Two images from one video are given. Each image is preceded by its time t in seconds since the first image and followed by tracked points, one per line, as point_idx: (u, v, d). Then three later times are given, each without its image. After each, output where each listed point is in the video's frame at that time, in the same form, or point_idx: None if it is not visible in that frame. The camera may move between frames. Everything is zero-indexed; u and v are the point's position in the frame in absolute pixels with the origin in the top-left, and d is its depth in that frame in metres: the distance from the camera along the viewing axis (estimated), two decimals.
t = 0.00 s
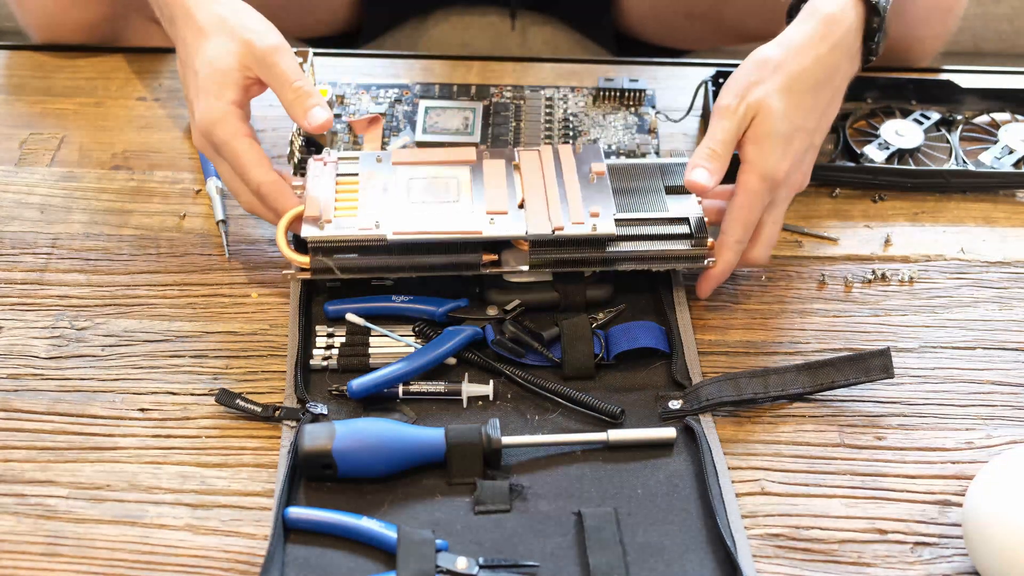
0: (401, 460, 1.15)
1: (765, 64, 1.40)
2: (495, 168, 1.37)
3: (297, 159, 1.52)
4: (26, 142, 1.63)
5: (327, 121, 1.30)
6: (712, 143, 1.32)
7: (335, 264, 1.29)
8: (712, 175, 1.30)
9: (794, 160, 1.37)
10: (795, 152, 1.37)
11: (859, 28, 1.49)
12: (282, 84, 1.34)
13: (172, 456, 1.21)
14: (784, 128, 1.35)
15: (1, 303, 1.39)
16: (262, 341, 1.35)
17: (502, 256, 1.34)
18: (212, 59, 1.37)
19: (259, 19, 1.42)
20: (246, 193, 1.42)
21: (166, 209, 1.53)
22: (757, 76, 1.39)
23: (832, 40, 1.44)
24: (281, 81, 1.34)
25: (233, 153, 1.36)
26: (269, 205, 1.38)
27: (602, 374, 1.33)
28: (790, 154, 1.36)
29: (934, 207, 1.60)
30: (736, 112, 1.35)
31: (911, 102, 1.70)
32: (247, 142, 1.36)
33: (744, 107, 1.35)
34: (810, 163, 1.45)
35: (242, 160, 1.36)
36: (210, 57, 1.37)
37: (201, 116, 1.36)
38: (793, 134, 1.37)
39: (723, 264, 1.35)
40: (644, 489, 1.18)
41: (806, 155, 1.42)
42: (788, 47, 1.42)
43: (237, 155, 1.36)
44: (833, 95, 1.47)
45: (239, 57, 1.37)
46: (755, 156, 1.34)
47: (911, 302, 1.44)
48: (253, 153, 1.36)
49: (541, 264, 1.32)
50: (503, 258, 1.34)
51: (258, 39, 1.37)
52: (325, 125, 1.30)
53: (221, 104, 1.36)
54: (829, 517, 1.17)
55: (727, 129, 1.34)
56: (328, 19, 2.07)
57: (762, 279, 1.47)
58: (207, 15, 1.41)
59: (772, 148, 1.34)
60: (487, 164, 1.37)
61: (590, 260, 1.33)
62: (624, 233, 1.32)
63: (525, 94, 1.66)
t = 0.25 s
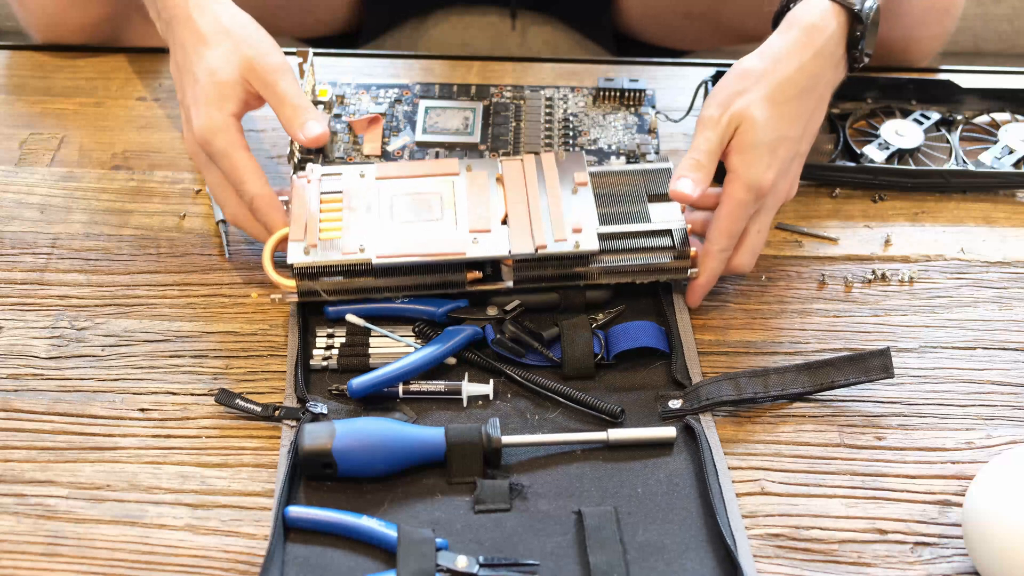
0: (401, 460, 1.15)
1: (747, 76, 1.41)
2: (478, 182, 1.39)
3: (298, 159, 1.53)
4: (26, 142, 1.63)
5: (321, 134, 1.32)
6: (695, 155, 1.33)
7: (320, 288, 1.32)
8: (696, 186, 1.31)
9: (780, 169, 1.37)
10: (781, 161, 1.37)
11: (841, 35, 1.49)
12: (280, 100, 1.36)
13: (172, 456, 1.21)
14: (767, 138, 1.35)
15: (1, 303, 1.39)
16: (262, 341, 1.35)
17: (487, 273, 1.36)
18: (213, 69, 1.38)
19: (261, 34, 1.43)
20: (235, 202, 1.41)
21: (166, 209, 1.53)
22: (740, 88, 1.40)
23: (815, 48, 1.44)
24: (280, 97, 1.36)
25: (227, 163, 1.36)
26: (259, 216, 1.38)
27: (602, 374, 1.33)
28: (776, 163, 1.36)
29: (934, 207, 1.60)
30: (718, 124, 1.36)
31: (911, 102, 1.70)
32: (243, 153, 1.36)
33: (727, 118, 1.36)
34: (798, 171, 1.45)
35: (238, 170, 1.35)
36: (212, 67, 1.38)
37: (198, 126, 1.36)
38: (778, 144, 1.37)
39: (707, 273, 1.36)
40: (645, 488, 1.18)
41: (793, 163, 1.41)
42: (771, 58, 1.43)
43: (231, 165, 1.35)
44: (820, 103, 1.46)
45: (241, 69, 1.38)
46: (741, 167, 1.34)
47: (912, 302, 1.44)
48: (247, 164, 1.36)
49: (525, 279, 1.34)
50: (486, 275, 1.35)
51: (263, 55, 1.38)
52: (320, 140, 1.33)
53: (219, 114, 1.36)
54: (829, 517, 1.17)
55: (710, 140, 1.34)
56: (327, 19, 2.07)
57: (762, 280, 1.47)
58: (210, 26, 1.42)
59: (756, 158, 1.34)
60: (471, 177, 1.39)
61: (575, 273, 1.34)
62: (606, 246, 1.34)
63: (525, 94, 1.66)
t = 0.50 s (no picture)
0: (401, 457, 1.15)
1: (751, 79, 1.43)
2: (477, 185, 1.38)
3: (298, 160, 1.55)
4: (26, 142, 1.63)
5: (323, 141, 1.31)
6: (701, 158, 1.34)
7: (319, 294, 1.31)
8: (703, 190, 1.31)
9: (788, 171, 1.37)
10: (789, 162, 1.37)
11: (846, 39, 1.51)
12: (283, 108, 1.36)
13: (172, 456, 1.21)
14: (774, 140, 1.36)
15: (1, 303, 1.39)
16: (263, 341, 1.35)
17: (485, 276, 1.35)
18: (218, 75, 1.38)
19: (268, 45, 1.44)
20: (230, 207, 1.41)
21: (166, 209, 1.53)
22: (745, 92, 1.42)
23: (819, 50, 1.46)
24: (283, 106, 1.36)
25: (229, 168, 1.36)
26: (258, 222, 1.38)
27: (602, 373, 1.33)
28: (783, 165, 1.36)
29: (934, 206, 1.60)
30: (724, 128, 1.37)
31: (911, 101, 1.70)
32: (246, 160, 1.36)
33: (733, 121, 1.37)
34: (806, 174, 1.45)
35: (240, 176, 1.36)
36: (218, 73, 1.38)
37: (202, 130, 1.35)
38: (785, 145, 1.37)
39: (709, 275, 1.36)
40: (645, 485, 1.18)
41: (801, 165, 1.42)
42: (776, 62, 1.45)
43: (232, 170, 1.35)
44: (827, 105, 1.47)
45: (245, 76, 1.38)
46: (748, 169, 1.34)
47: (912, 302, 1.45)
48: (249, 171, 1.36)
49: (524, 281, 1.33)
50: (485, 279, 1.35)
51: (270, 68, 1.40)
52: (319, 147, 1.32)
53: (225, 120, 1.36)
54: (829, 517, 1.17)
55: (717, 144, 1.36)
56: (326, 18, 2.09)
57: (762, 280, 1.47)
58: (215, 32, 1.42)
59: (764, 160, 1.35)
60: (470, 181, 1.39)
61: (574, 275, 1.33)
62: (606, 247, 1.33)
63: (525, 94, 1.66)
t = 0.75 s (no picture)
0: (401, 457, 1.15)
1: (759, 80, 1.43)
2: (475, 185, 1.38)
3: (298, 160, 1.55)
4: (26, 142, 1.63)
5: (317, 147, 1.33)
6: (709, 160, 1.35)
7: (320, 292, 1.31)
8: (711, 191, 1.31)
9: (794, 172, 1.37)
10: (795, 163, 1.37)
11: (855, 39, 1.50)
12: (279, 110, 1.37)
13: (172, 456, 1.21)
14: (780, 140, 1.36)
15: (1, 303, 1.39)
16: (263, 341, 1.35)
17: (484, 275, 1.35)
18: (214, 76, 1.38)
19: (262, 47, 1.45)
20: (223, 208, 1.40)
21: (166, 209, 1.53)
22: (753, 93, 1.42)
23: (827, 50, 1.45)
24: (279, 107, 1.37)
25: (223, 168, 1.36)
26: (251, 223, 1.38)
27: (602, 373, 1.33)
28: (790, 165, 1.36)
29: (934, 206, 1.60)
30: (732, 130, 1.38)
31: (911, 101, 1.70)
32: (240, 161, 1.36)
33: (740, 123, 1.38)
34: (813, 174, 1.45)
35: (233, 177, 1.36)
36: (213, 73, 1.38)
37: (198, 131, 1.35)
38: (792, 146, 1.37)
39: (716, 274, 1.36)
40: (645, 485, 1.18)
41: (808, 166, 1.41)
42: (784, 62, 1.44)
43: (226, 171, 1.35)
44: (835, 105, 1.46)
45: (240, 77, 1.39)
46: (754, 170, 1.34)
47: (912, 302, 1.45)
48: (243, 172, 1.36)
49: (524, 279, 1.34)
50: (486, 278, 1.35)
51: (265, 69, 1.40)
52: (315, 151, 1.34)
53: (220, 119, 1.35)
54: (829, 517, 1.17)
55: (723, 146, 1.36)
56: (326, 18, 2.10)
57: (762, 280, 1.47)
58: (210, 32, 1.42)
59: (770, 161, 1.34)
60: (468, 182, 1.39)
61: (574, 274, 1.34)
62: (605, 246, 1.33)
63: (525, 94, 1.67)
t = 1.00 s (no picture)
0: (401, 457, 1.15)
1: (768, 71, 1.44)
2: (474, 185, 1.38)
3: (298, 160, 1.55)
4: (26, 142, 1.63)
5: (311, 143, 1.33)
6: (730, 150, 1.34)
7: (320, 292, 1.31)
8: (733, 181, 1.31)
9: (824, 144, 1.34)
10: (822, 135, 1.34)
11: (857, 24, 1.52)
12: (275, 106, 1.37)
13: (172, 456, 1.21)
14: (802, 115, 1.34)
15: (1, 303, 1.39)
16: (262, 341, 1.35)
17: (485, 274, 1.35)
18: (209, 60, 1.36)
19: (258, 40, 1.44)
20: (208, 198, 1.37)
21: (166, 209, 1.53)
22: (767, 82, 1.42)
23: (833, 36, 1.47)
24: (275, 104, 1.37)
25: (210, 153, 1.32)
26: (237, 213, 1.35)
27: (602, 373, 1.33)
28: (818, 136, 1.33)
29: (934, 206, 1.60)
30: (748, 120, 1.37)
31: (911, 102, 1.70)
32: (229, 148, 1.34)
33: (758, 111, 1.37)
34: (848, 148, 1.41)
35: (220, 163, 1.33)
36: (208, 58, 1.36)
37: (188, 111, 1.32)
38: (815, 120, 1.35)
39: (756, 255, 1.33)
40: (645, 485, 1.18)
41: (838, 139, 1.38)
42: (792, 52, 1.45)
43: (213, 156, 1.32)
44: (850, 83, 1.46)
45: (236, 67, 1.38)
46: (781, 145, 1.32)
47: (912, 302, 1.45)
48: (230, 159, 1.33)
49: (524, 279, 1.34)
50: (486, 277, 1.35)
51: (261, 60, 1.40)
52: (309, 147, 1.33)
53: (212, 103, 1.33)
54: (829, 517, 1.17)
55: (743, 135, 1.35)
56: (326, 19, 2.09)
57: (762, 280, 1.47)
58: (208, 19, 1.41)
59: (796, 133, 1.32)
60: (468, 182, 1.39)
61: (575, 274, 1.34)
62: (606, 246, 1.33)
63: (525, 94, 1.66)
